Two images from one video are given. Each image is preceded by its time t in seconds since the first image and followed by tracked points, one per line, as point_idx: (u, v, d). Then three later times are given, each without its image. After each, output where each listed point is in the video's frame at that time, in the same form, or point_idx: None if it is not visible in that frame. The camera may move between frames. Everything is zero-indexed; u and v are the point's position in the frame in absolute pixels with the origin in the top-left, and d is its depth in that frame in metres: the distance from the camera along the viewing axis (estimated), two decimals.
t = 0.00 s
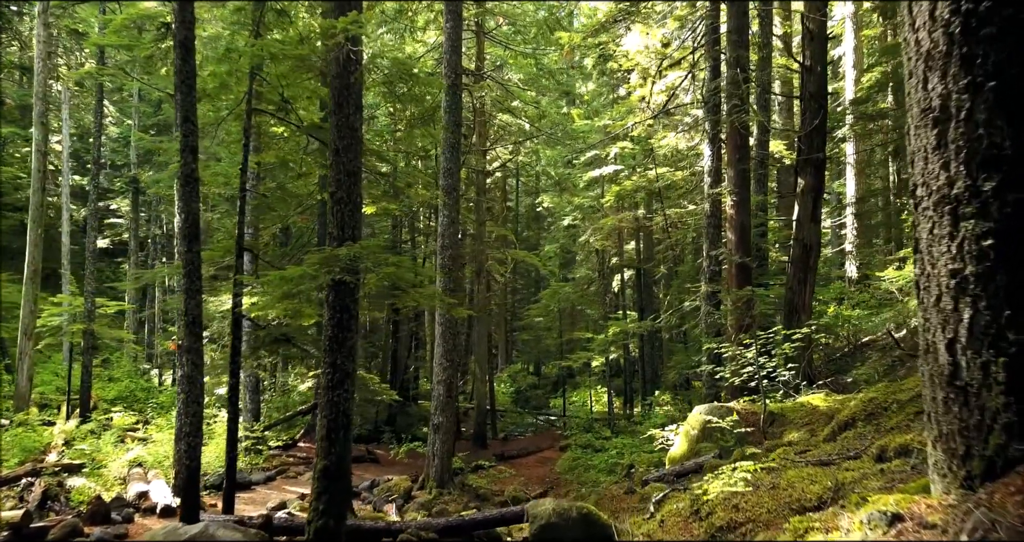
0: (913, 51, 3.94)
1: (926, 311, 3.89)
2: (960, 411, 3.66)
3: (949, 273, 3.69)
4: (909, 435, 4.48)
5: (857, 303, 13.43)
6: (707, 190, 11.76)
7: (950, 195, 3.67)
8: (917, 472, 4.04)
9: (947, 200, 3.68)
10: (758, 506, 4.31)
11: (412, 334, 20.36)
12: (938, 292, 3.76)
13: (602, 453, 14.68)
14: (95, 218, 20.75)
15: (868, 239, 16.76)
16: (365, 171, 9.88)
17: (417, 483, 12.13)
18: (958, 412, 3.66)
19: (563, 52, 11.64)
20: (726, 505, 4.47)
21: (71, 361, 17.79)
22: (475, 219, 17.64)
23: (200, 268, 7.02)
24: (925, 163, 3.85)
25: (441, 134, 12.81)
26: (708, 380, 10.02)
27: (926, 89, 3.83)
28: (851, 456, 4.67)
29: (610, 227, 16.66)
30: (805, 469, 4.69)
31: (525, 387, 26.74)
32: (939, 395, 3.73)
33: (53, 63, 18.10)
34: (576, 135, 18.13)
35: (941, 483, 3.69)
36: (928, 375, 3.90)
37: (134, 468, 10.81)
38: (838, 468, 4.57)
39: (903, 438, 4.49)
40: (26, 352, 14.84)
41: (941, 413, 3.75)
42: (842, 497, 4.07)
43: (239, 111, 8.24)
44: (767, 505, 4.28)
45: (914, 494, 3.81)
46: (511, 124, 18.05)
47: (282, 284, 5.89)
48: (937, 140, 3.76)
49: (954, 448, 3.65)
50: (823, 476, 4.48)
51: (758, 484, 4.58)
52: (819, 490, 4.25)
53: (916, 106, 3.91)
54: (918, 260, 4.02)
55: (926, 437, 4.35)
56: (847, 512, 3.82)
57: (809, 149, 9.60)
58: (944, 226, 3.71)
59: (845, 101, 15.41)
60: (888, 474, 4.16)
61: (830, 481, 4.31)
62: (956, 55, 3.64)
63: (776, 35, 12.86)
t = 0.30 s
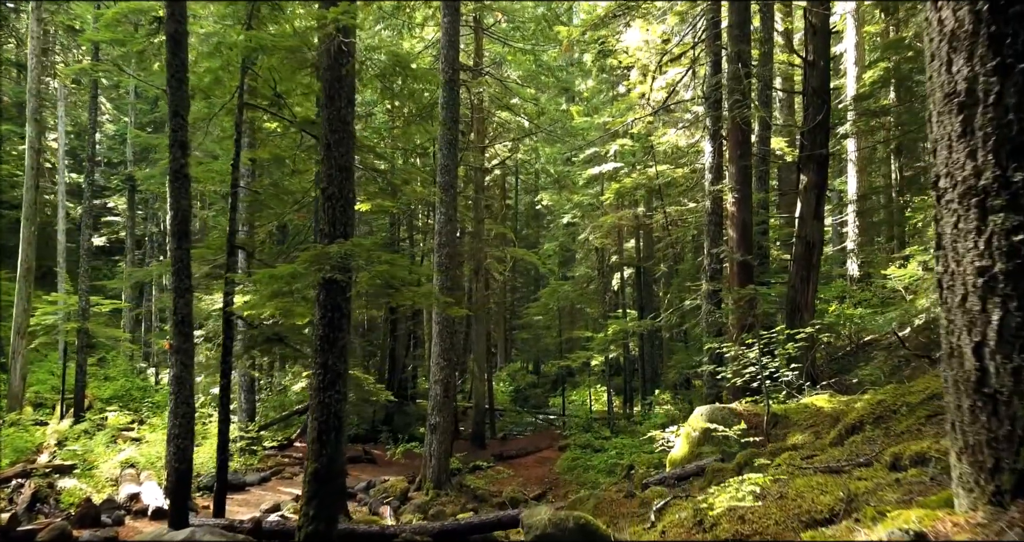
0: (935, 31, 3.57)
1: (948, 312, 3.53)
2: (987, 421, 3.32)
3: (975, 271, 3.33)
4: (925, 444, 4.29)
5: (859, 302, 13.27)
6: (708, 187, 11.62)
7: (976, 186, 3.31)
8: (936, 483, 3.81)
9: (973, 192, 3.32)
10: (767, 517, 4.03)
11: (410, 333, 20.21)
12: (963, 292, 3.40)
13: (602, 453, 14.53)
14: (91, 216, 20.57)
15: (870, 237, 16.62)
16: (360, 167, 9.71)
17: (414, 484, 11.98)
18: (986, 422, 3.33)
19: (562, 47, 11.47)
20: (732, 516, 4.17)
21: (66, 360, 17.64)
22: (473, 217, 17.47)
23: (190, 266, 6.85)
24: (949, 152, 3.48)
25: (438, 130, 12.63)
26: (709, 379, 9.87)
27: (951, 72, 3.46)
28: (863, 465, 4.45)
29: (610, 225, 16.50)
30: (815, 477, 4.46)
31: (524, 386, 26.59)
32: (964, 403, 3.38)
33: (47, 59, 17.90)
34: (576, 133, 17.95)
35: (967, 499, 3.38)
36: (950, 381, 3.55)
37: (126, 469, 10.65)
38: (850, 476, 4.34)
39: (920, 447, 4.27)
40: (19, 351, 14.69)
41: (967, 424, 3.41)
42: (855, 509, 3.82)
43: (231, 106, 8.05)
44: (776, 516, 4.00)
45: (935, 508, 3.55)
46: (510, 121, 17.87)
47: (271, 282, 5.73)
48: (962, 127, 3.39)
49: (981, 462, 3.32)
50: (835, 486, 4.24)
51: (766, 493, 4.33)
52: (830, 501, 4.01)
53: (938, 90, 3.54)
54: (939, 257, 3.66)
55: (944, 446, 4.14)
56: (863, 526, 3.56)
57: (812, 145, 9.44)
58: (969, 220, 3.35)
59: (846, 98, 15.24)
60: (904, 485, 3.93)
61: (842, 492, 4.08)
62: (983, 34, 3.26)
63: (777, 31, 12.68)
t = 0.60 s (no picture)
0: (960, 5, 3.19)
1: (973, 312, 3.16)
2: (1021, 430, 2.94)
3: (1006, 266, 2.95)
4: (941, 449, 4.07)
5: (861, 298, 13.12)
6: (709, 180, 11.43)
7: (1007, 172, 2.94)
8: (956, 491, 3.57)
9: (1005, 179, 2.94)
10: (774, 527, 3.80)
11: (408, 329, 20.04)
12: (992, 290, 3.02)
13: (601, 450, 14.38)
14: (85, 212, 20.34)
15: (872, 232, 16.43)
16: (355, 161, 9.52)
17: (410, 482, 11.84)
18: (1019, 431, 2.95)
19: (561, 40, 11.25)
20: (736, 527, 3.95)
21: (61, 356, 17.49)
22: (472, 212, 17.28)
23: (178, 261, 6.68)
24: (975, 137, 3.11)
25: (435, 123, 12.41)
26: (710, 376, 9.71)
27: (978, 49, 3.08)
28: (874, 470, 4.25)
29: (610, 220, 16.31)
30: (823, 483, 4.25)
31: (523, 382, 26.43)
32: (994, 411, 3.00)
33: (39, 52, 17.65)
34: (575, 127, 17.73)
35: (996, 515, 3.01)
36: (977, 387, 3.18)
37: (118, 468, 10.50)
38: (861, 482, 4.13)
39: (936, 451, 4.06)
40: (12, 347, 14.54)
41: (995, 433, 3.04)
42: (869, 520, 3.58)
43: (220, 98, 7.84)
44: (784, 526, 3.76)
45: (957, 519, 3.28)
46: (509, 115, 17.66)
47: (258, 278, 5.56)
48: (992, 109, 3.02)
49: (1013, 475, 2.94)
50: (845, 493, 4.03)
51: (772, 499, 4.13)
52: (841, 510, 3.78)
53: (964, 69, 3.16)
54: (964, 252, 3.29)
55: (960, 450, 3.94)
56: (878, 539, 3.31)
57: (815, 138, 9.30)
58: (1000, 211, 2.97)
59: (849, 91, 15.04)
60: (921, 493, 3.69)
61: (854, 501, 3.85)
62: (1016, 7, 2.89)
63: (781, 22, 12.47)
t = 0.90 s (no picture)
0: None
1: (1007, 308, 3.01)
2: None
3: None
4: (956, 452, 3.92)
5: (863, 291, 12.97)
6: (710, 170, 11.17)
7: None
8: (978, 501, 3.41)
9: None
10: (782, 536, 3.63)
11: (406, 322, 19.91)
12: None
13: (600, 444, 14.25)
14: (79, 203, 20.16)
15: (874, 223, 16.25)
16: (349, 151, 9.34)
17: (407, 477, 11.71)
18: None
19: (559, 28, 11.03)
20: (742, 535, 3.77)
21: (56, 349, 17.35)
22: (470, 203, 17.09)
23: (166, 254, 6.52)
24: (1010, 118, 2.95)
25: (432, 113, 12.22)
26: (710, 370, 9.56)
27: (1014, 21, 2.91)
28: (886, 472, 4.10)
29: (609, 211, 16.14)
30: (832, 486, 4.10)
31: (522, 375, 26.30)
32: None
33: (32, 42, 17.42)
34: (575, 117, 17.52)
35: None
36: (1008, 389, 3.03)
37: (111, 462, 10.37)
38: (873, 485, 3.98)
39: (953, 455, 3.92)
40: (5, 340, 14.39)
41: None
42: (885, 530, 3.42)
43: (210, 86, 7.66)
44: (793, 532, 3.60)
45: (982, 532, 3.13)
46: (508, 106, 17.45)
47: (246, 270, 5.41)
48: None
49: None
50: (856, 497, 3.88)
51: (780, 504, 3.97)
52: (854, 518, 3.62)
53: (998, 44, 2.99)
54: (996, 241, 3.14)
55: (980, 454, 3.79)
56: None
57: (818, 128, 9.12)
58: None
59: (852, 81, 14.83)
60: (939, 501, 3.53)
61: (867, 508, 3.68)
62: None
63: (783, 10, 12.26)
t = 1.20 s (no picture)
0: None
1: None
2: None
3: None
4: (977, 456, 3.69)
5: (865, 280, 12.80)
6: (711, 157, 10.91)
7: None
8: (1004, 510, 3.17)
9: None
10: None
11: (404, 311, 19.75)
12: None
13: (598, 434, 14.12)
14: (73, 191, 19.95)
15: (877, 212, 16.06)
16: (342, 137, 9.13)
17: (404, 468, 11.57)
18: None
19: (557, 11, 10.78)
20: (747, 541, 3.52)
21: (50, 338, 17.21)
22: (467, 192, 16.87)
23: (150, 242, 6.32)
24: None
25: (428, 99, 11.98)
26: (711, 361, 9.40)
27: None
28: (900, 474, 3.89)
29: (609, 199, 15.93)
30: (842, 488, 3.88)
31: (521, 364, 26.17)
32: None
33: (24, 27, 17.15)
34: (574, 104, 17.27)
35: None
36: None
37: (102, 454, 10.23)
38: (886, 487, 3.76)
39: (975, 458, 3.70)
40: None
41: None
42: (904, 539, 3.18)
43: (197, 70, 7.43)
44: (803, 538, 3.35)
45: None
46: (506, 93, 17.19)
47: (230, 258, 5.22)
48: None
49: None
50: (869, 503, 3.62)
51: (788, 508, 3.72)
52: (868, 525, 3.37)
53: None
54: None
55: (1005, 458, 3.57)
56: None
57: (822, 114, 8.89)
58: None
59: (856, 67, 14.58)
60: (962, 508, 3.29)
61: (882, 514, 3.44)
62: None
63: None
